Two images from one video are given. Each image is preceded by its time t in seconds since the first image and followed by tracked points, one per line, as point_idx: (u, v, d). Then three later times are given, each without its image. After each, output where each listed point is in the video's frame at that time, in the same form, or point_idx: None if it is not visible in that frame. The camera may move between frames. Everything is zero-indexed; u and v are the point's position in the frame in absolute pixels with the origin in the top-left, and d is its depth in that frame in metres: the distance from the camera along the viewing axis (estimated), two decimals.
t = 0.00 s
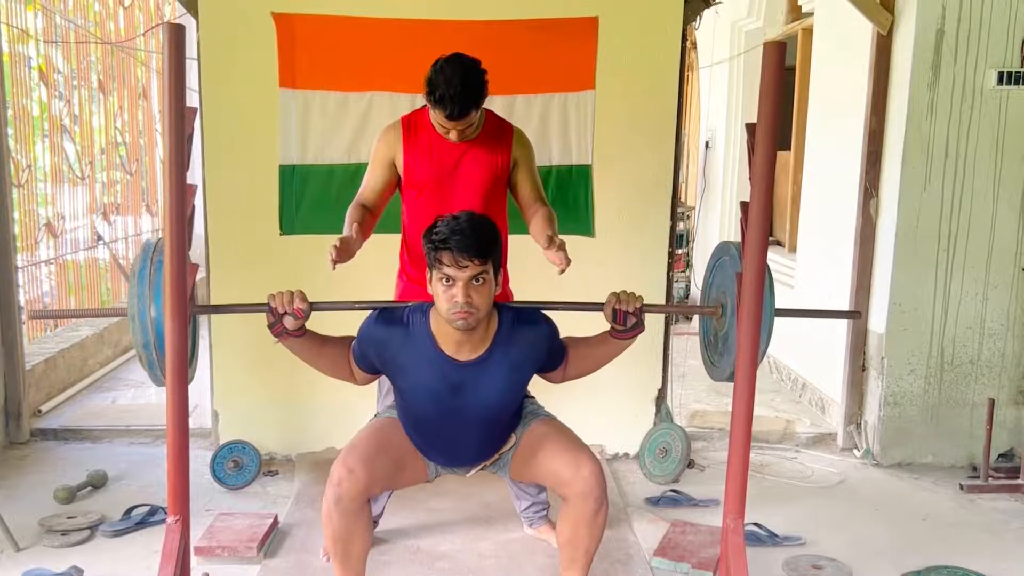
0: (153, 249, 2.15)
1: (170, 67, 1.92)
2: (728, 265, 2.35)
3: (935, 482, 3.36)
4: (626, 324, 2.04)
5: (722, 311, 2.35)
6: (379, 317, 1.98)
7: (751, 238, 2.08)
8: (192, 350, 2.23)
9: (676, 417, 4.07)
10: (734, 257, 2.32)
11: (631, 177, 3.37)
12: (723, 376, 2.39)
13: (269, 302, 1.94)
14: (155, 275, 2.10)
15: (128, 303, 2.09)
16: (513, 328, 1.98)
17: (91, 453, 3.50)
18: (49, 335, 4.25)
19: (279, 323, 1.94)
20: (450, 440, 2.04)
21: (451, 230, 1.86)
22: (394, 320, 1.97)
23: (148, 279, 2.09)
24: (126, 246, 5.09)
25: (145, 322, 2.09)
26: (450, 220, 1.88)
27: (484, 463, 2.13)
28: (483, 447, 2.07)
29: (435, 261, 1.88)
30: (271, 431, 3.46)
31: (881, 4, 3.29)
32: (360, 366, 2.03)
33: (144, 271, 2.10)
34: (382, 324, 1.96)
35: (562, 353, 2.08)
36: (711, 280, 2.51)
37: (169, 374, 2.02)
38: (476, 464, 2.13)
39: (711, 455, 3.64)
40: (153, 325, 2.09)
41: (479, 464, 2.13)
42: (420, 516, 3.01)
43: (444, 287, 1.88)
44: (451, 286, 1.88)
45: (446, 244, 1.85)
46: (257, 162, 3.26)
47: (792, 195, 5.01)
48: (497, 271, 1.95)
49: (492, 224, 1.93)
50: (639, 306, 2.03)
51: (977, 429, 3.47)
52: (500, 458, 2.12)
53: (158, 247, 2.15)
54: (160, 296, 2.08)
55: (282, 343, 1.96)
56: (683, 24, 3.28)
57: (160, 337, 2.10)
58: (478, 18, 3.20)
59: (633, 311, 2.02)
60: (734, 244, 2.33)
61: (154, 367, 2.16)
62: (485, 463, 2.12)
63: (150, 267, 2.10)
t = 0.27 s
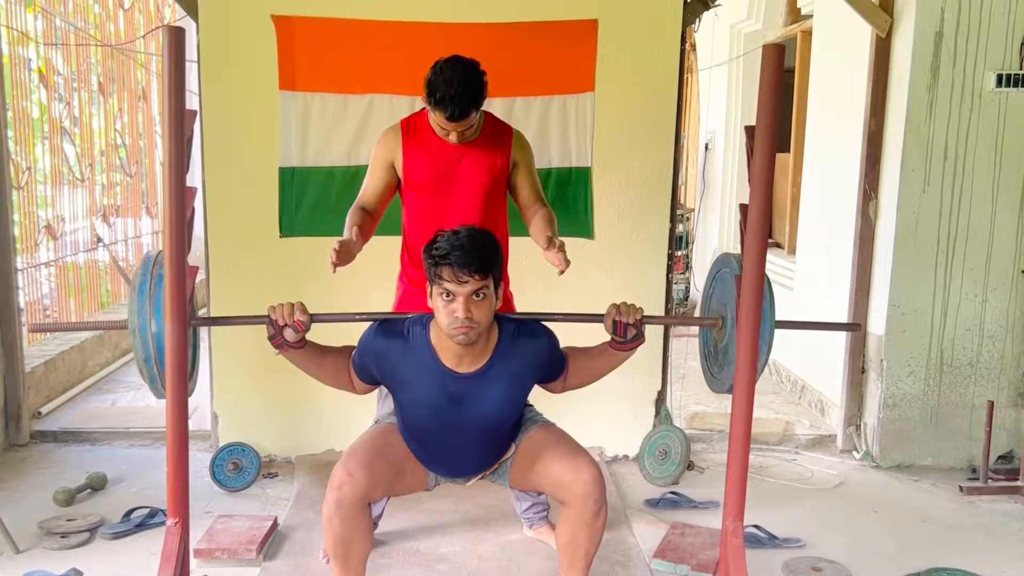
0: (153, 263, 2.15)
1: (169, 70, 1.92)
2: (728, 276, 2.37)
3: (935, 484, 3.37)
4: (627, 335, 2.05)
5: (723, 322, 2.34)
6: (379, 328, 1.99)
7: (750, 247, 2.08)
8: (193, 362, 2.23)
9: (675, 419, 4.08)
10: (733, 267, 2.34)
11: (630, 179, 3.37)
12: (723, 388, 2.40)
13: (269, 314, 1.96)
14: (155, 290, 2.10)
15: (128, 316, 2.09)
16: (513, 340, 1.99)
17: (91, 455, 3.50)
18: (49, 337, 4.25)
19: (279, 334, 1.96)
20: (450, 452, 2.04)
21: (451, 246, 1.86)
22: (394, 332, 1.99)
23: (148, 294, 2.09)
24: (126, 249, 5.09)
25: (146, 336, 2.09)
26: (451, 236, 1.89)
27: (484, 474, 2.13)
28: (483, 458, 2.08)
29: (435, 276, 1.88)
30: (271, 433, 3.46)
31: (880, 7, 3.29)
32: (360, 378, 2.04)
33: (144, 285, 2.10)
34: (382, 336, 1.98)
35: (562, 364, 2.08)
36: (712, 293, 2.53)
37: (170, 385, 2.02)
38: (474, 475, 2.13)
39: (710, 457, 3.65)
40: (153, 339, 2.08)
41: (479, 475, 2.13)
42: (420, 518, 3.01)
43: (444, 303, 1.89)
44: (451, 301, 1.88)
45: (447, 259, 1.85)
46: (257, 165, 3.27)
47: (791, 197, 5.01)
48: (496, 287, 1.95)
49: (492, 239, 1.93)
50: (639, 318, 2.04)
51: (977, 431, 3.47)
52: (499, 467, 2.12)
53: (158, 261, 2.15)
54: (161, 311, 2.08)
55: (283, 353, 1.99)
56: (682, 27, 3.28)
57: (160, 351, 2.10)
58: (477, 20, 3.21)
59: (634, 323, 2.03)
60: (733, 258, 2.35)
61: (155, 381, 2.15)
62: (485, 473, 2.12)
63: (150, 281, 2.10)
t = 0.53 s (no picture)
0: (154, 254, 2.15)
1: (168, 74, 1.93)
2: (729, 270, 2.38)
3: (934, 487, 3.36)
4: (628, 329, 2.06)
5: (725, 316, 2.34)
6: (380, 322, 2.00)
7: (750, 246, 2.08)
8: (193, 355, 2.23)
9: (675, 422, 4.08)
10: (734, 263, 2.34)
11: (630, 182, 3.37)
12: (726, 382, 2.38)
13: (270, 307, 1.96)
14: (155, 281, 2.10)
15: (129, 308, 2.09)
16: (513, 335, 1.99)
17: (90, 458, 3.50)
18: (48, 340, 4.25)
19: (279, 327, 1.96)
20: (450, 443, 2.06)
21: (452, 241, 1.86)
22: (394, 326, 1.99)
23: (149, 284, 2.09)
24: (126, 251, 5.09)
25: (147, 327, 2.09)
26: (451, 231, 1.88)
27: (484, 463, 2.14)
28: (483, 449, 2.09)
29: (436, 271, 1.88)
30: (270, 437, 3.46)
31: (879, 10, 3.29)
32: (361, 369, 2.06)
33: (144, 276, 2.11)
34: (382, 330, 1.98)
35: (562, 357, 2.08)
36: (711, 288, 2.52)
37: (169, 377, 2.02)
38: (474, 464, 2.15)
39: (710, 460, 3.65)
40: (154, 330, 2.08)
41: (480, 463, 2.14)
42: (419, 522, 3.01)
43: (444, 297, 1.89)
44: (451, 296, 1.88)
45: (447, 254, 1.85)
46: (256, 167, 3.27)
47: (791, 200, 5.01)
48: (497, 280, 1.95)
49: (493, 234, 1.93)
50: (640, 311, 2.04)
51: (976, 434, 3.47)
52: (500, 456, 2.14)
53: (159, 252, 2.15)
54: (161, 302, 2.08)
55: (283, 346, 1.98)
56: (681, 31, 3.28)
57: (160, 342, 2.09)
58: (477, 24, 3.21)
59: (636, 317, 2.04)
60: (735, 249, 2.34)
61: (154, 373, 2.15)
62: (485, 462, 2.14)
63: (151, 271, 2.10)
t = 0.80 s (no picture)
0: (154, 232, 2.15)
1: (167, 77, 1.93)
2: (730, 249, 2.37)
3: (934, 491, 3.36)
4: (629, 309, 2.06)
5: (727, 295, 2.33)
6: (380, 302, 2.00)
7: (750, 249, 2.07)
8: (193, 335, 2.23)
9: (675, 426, 4.07)
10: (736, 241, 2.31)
11: (629, 187, 3.37)
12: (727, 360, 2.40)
13: (270, 286, 1.98)
14: (155, 259, 2.10)
15: (129, 286, 2.09)
16: (514, 317, 1.99)
17: (90, 462, 3.49)
18: (48, 343, 4.25)
19: (279, 306, 1.97)
20: (451, 422, 2.06)
21: (454, 221, 1.87)
22: (395, 305, 1.99)
23: (149, 263, 2.09)
24: (126, 255, 5.09)
25: (147, 305, 2.09)
26: (452, 212, 1.90)
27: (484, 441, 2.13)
28: (485, 428, 2.09)
29: (437, 251, 1.89)
30: (270, 441, 3.46)
31: (878, 14, 3.30)
32: (362, 349, 2.06)
33: (144, 253, 2.10)
34: (382, 309, 1.99)
35: (562, 338, 2.09)
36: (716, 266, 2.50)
37: (167, 382, 2.02)
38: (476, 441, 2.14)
39: (710, 464, 3.65)
40: (153, 308, 2.08)
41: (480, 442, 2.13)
42: (419, 526, 3.00)
43: (444, 278, 1.90)
44: (451, 276, 1.89)
45: (447, 234, 1.87)
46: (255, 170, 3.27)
47: (790, 203, 5.02)
48: (500, 263, 1.95)
49: (495, 217, 1.93)
50: (640, 290, 2.05)
51: (976, 438, 3.47)
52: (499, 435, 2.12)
53: (158, 230, 2.14)
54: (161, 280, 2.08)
55: (283, 326, 2.00)
56: (680, 35, 3.29)
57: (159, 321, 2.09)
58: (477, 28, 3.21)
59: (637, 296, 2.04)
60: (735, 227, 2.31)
61: (154, 352, 2.16)
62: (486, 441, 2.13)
63: (151, 250, 2.10)
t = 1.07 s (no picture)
0: (154, 207, 2.15)
1: (167, 81, 1.93)
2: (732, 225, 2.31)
3: (934, 495, 3.36)
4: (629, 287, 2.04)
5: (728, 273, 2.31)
6: (381, 279, 1.99)
7: (749, 257, 2.08)
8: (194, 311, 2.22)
9: (674, 430, 4.07)
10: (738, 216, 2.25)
11: (630, 192, 3.37)
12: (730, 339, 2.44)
13: (271, 263, 1.95)
14: (155, 235, 2.09)
15: (130, 262, 2.09)
16: (515, 295, 1.98)
17: (89, 467, 3.49)
18: (48, 347, 4.25)
19: (280, 284, 1.95)
20: (454, 399, 2.05)
21: (459, 194, 1.87)
22: (396, 283, 1.98)
23: (148, 239, 2.09)
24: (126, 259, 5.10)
25: (147, 282, 2.10)
26: (455, 186, 1.90)
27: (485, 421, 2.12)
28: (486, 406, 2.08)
29: (440, 225, 1.89)
30: (269, 445, 3.45)
31: (877, 19, 3.31)
32: (363, 327, 2.05)
33: (144, 230, 2.09)
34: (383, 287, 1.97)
35: (564, 317, 2.07)
36: (717, 243, 2.45)
37: (166, 388, 2.02)
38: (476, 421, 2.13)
39: (710, 469, 3.64)
40: (153, 285, 2.09)
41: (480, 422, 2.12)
42: (418, 531, 3.00)
43: (447, 253, 1.89)
44: (455, 249, 1.88)
45: (451, 207, 1.87)
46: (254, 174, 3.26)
47: (789, 208, 5.02)
48: (502, 239, 1.94)
49: (498, 192, 1.93)
50: (643, 267, 2.03)
51: (976, 442, 3.47)
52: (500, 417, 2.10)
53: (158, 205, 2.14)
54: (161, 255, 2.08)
55: (283, 303, 1.98)
56: (679, 41, 3.29)
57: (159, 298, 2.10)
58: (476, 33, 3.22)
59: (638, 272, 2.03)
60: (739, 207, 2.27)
61: (154, 329, 2.16)
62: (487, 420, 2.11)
63: (150, 226, 2.09)
